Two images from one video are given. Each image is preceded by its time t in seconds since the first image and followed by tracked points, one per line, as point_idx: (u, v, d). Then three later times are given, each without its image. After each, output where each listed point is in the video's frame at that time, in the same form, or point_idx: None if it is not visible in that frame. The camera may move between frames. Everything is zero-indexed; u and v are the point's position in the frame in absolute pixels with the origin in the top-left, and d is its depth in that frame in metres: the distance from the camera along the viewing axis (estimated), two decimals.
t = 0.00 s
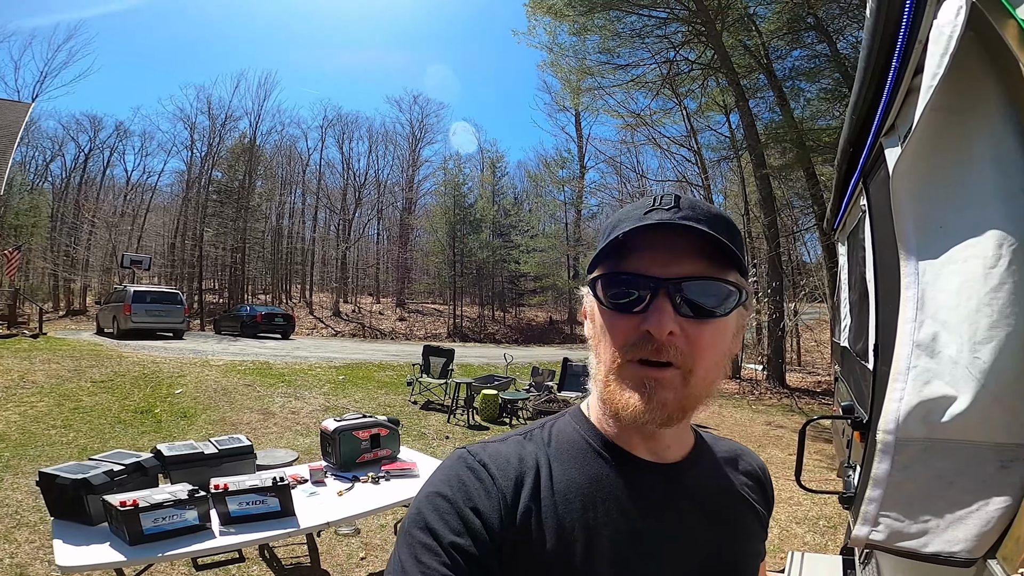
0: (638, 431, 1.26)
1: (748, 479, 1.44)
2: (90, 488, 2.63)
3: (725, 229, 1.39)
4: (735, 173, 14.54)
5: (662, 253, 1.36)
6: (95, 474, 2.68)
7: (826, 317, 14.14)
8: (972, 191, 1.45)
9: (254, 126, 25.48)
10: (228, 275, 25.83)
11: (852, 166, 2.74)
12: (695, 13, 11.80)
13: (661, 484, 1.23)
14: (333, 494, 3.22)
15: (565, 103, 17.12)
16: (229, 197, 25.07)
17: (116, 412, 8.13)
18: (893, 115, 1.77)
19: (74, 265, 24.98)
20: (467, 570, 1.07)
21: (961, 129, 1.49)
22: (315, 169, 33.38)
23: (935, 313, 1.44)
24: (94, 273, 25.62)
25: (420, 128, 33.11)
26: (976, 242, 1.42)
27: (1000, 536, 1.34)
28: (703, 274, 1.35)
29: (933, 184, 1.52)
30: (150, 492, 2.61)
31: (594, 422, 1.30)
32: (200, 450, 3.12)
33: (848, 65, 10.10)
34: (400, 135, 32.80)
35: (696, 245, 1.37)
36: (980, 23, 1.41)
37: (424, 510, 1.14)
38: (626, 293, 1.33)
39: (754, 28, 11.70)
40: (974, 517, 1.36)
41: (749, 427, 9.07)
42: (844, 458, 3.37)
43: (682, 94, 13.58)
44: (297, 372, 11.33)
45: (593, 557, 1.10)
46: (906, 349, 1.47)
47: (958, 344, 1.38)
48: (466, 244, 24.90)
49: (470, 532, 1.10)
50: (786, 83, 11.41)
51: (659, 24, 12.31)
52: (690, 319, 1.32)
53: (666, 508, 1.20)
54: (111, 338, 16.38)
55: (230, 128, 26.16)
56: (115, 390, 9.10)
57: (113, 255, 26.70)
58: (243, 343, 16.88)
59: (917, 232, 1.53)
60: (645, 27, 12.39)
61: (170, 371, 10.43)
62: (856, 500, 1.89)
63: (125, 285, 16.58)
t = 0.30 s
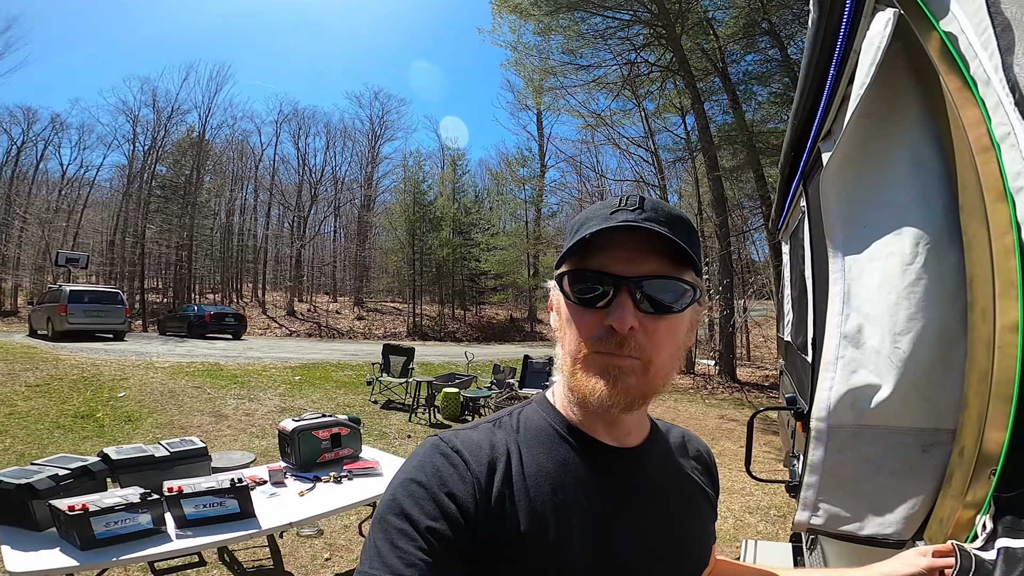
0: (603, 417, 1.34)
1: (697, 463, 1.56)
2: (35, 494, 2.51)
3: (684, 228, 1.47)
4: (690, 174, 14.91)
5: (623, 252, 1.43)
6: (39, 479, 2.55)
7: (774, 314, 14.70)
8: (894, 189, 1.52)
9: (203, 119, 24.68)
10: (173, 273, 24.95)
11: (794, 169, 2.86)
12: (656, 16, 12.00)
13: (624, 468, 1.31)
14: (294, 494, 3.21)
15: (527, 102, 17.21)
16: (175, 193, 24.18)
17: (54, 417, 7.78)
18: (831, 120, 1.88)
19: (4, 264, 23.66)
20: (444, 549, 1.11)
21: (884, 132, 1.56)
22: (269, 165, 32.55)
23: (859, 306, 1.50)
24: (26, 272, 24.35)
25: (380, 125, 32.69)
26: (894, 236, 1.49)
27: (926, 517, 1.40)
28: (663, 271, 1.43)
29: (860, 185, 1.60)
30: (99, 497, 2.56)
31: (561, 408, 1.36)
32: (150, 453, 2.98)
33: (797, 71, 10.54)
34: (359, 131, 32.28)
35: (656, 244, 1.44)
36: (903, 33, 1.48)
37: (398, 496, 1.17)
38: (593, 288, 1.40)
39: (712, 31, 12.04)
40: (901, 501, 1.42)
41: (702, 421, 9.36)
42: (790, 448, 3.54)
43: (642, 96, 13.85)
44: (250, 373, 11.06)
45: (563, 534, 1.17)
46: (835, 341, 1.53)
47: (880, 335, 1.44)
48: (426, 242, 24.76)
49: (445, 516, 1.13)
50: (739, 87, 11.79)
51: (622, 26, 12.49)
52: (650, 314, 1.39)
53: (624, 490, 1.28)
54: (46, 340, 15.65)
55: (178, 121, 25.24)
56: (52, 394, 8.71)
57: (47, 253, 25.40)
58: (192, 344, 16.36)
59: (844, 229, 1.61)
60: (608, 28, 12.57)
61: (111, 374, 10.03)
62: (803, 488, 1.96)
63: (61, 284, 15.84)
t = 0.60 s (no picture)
0: (578, 407, 1.39)
1: (669, 453, 1.63)
2: (9, 496, 2.47)
3: (654, 225, 1.53)
4: (667, 174, 15.10)
5: (593, 246, 1.48)
6: (12, 481, 2.49)
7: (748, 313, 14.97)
8: (853, 191, 1.61)
9: (174, 117, 24.26)
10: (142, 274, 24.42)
11: (765, 171, 2.96)
12: (636, 18, 12.14)
13: (599, 458, 1.37)
14: (275, 495, 3.20)
15: (507, 101, 17.26)
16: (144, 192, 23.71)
17: (20, 421, 7.59)
18: (799, 124, 1.96)
19: None
20: (428, 537, 1.14)
21: (845, 136, 1.64)
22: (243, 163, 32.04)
23: (823, 302, 1.57)
24: None
25: (358, 124, 32.44)
26: (852, 234, 1.57)
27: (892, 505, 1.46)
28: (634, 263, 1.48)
29: (821, 188, 1.69)
30: (75, 499, 2.53)
31: (538, 401, 1.41)
32: (126, 455, 2.94)
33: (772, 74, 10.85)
34: (336, 130, 31.99)
35: (626, 238, 1.49)
36: (864, 41, 1.54)
37: (382, 488, 1.20)
38: (564, 281, 1.45)
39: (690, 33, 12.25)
40: (867, 491, 1.48)
41: (680, 418, 9.50)
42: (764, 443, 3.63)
43: (621, 97, 13.99)
44: (224, 375, 10.90)
45: (543, 523, 1.22)
46: (800, 336, 1.59)
47: (842, 330, 1.51)
48: (404, 242, 24.67)
49: (428, 507, 1.17)
50: (716, 89, 12.05)
51: (603, 28, 12.59)
52: (620, 305, 1.44)
53: (599, 479, 1.33)
54: (9, 342, 15.21)
55: (148, 118, 24.75)
56: (18, 398, 8.48)
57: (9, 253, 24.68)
58: (163, 346, 16.05)
59: (809, 230, 1.69)
60: (589, 30, 12.65)
61: (80, 377, 9.79)
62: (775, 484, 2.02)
63: (25, 285, 15.43)
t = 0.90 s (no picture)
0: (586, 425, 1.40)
1: (669, 444, 1.65)
2: (21, 496, 2.50)
3: (665, 236, 1.51)
4: (667, 177, 15.18)
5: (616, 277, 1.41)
6: (24, 481, 2.52)
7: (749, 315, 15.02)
8: (848, 193, 1.65)
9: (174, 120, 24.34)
10: (143, 278, 24.47)
11: (765, 174, 3.01)
12: (635, 21, 12.18)
13: (599, 455, 1.40)
14: (282, 495, 3.24)
15: (507, 105, 17.33)
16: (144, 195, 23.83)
17: (24, 423, 7.63)
18: (797, 127, 2.01)
19: None
20: (433, 533, 1.17)
21: (842, 138, 1.68)
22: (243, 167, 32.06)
23: (823, 300, 1.61)
24: None
25: (358, 127, 32.54)
26: (852, 233, 1.60)
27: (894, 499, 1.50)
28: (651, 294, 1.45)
29: (819, 190, 1.73)
30: (86, 499, 2.56)
31: (538, 401, 1.43)
32: (135, 456, 2.98)
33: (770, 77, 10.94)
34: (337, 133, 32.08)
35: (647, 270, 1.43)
36: (860, 48, 1.58)
37: (386, 485, 1.23)
38: (583, 308, 1.40)
39: (688, 37, 12.33)
40: (869, 483, 1.51)
41: (681, 420, 9.53)
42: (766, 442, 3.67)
43: (620, 100, 14.08)
44: (227, 378, 10.95)
45: (544, 521, 1.26)
46: (801, 332, 1.63)
47: (842, 326, 1.54)
48: (405, 245, 24.74)
49: (431, 503, 1.20)
50: (715, 91, 12.15)
51: (602, 31, 12.67)
52: (636, 337, 1.42)
53: (598, 474, 1.37)
54: (11, 346, 15.26)
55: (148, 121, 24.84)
56: (21, 400, 8.52)
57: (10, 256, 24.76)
58: (164, 349, 16.11)
59: (808, 231, 1.73)
60: (588, 33, 12.74)
61: (83, 380, 9.84)
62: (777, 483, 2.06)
63: (27, 289, 15.49)
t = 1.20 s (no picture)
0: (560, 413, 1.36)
1: (664, 439, 1.57)
2: (68, 493, 2.59)
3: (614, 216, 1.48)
4: (673, 180, 15.29)
5: (553, 260, 1.39)
6: (71, 478, 2.62)
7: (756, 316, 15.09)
8: (857, 197, 1.74)
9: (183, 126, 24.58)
10: (153, 282, 24.70)
11: (775, 177, 3.12)
12: (640, 24, 12.27)
13: (590, 453, 1.35)
14: (311, 491, 3.35)
15: (513, 109, 17.44)
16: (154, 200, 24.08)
17: (44, 424, 7.77)
18: (809, 134, 2.11)
19: None
20: (421, 535, 1.15)
21: (852, 147, 1.78)
22: (250, 171, 32.27)
23: (837, 295, 1.70)
24: None
25: (364, 131, 32.78)
26: (861, 234, 1.70)
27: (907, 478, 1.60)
28: (599, 271, 1.42)
29: (829, 193, 1.82)
30: (130, 495, 2.66)
31: (520, 398, 1.40)
32: (172, 453, 3.10)
33: (775, 79, 11.00)
34: (343, 138, 32.32)
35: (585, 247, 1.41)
36: (869, 68, 1.67)
37: (373, 489, 1.21)
38: (523, 297, 1.38)
39: (693, 40, 12.42)
40: (882, 465, 1.61)
41: (690, 420, 9.61)
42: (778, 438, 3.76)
43: (626, 103, 14.18)
44: (241, 380, 11.09)
45: (534, 524, 1.22)
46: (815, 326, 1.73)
47: (856, 318, 1.64)
48: (412, 249, 24.90)
49: (419, 508, 1.17)
50: (720, 94, 12.24)
51: (607, 35, 12.76)
52: (589, 317, 1.39)
53: (591, 472, 1.33)
54: (26, 349, 15.46)
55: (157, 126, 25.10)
56: (40, 402, 8.66)
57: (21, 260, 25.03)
58: (176, 352, 16.28)
59: (817, 229, 1.82)
60: (594, 37, 12.83)
61: (100, 382, 9.99)
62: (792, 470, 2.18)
63: (41, 293, 15.70)
